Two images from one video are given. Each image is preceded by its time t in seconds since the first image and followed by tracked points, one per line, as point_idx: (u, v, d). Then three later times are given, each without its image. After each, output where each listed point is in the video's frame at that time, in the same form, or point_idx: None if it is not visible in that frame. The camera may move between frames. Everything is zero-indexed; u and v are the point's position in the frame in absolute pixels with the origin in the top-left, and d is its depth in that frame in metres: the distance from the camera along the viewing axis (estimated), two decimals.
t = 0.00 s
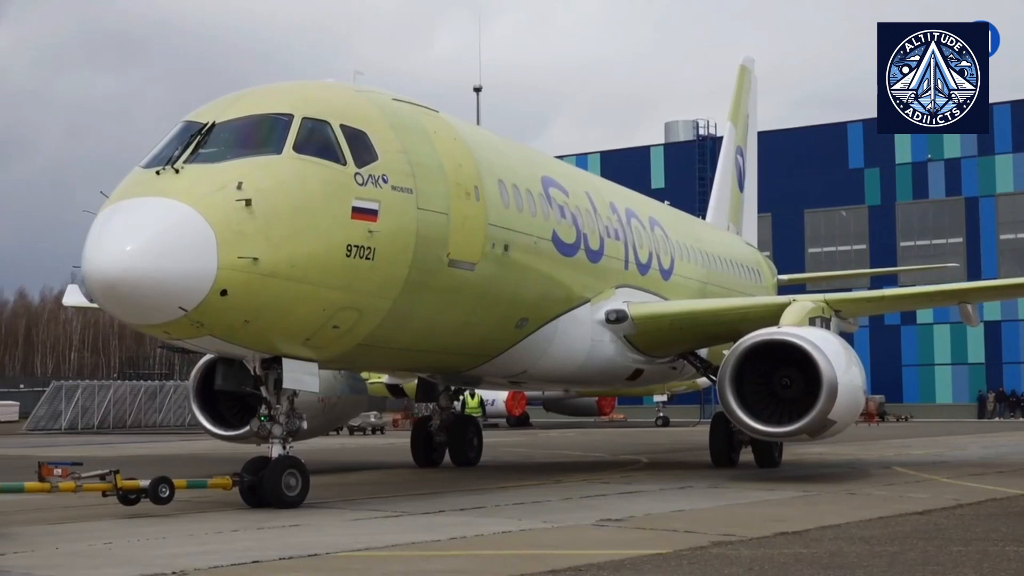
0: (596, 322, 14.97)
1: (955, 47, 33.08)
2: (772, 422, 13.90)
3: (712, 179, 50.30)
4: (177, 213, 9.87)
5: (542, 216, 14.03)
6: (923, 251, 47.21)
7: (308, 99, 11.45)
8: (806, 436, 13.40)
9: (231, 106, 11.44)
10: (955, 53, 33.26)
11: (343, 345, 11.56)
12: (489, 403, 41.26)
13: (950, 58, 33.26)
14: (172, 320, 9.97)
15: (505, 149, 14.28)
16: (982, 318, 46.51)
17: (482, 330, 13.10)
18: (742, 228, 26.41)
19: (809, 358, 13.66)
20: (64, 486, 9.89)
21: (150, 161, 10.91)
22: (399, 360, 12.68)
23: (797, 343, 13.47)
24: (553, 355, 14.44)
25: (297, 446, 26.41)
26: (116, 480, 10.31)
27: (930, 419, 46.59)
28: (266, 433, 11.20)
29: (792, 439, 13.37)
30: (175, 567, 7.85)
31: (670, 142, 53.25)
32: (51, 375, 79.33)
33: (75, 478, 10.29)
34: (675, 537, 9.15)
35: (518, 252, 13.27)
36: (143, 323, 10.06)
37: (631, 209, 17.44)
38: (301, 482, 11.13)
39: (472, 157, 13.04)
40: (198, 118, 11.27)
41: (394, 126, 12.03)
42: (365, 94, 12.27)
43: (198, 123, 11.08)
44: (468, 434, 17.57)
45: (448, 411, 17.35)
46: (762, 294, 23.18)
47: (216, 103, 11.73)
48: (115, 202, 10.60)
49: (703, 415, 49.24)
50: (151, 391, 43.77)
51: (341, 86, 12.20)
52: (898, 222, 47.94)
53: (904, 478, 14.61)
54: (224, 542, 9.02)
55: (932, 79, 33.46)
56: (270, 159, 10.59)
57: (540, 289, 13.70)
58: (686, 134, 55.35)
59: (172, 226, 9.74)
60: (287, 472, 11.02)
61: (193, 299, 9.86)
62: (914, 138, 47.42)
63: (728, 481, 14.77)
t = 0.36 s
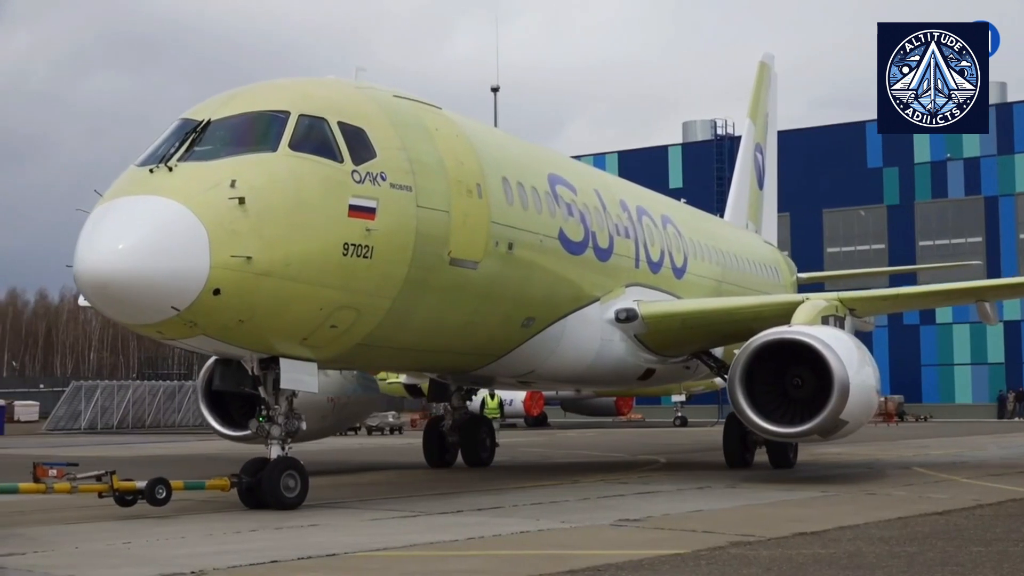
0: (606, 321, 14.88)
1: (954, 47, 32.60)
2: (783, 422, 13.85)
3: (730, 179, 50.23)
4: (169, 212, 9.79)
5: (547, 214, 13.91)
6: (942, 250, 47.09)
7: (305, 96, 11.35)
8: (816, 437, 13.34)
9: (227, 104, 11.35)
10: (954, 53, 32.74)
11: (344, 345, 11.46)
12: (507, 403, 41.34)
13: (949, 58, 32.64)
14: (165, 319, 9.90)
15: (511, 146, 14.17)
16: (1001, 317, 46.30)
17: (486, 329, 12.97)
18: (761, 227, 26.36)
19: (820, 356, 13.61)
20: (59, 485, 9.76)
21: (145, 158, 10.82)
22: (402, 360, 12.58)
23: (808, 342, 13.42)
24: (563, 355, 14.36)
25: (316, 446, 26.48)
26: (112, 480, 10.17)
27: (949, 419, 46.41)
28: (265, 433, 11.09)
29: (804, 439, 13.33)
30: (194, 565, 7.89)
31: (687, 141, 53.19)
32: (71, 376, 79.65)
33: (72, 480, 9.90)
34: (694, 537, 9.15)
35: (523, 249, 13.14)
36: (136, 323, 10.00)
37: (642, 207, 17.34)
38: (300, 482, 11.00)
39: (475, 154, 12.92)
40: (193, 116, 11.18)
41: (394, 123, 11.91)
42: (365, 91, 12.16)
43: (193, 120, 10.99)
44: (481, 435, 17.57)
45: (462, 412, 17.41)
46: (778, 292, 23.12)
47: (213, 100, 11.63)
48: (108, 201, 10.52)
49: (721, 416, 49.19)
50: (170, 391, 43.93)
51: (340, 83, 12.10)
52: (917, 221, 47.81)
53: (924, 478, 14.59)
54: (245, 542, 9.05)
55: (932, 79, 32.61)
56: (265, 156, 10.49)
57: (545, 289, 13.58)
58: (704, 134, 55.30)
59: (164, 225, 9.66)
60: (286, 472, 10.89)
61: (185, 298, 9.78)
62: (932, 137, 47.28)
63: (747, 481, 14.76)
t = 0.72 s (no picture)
0: (621, 321, 14.80)
1: (954, 47, 31.85)
2: (799, 422, 13.84)
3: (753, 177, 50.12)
4: (163, 208, 9.61)
5: (557, 211, 13.72)
6: (966, 249, 46.88)
7: (307, 91, 11.15)
8: (831, 437, 13.30)
9: (229, 100, 11.17)
10: (955, 53, 31.99)
11: (346, 344, 11.22)
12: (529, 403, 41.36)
13: (950, 58, 32.01)
14: (161, 317, 9.72)
15: (521, 142, 14.03)
16: None
17: (495, 327, 12.73)
18: (784, 225, 26.26)
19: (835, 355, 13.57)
20: (57, 487, 9.72)
21: (144, 155, 10.66)
22: (410, 360, 12.37)
23: (823, 341, 13.38)
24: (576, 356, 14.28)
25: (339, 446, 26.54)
26: (111, 482, 10.14)
27: (974, 419, 46.13)
28: (266, 433, 10.94)
29: (820, 440, 13.29)
30: (216, 565, 7.91)
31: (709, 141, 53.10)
32: (95, 376, 80.11)
33: (69, 480, 9.94)
34: (716, 537, 9.14)
35: (532, 246, 12.90)
36: (133, 322, 9.82)
37: (658, 205, 17.27)
38: (302, 482, 10.87)
39: (483, 149, 12.67)
40: (194, 112, 11.01)
41: (397, 118, 11.66)
42: (369, 86, 11.93)
43: (192, 117, 10.82)
44: (496, 435, 17.56)
45: (478, 413, 17.43)
46: (800, 291, 23.05)
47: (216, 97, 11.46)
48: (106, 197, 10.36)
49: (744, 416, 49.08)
50: (194, 392, 44.10)
51: (344, 79, 11.89)
52: (941, 220, 47.58)
53: (948, 478, 14.54)
54: (267, 542, 9.07)
55: (932, 79, 31.96)
56: (263, 152, 10.28)
57: (553, 287, 13.35)
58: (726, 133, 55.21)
59: (158, 222, 9.48)
60: (288, 472, 10.76)
61: (180, 296, 9.60)
62: (956, 137, 47.06)
63: (770, 481, 14.73)
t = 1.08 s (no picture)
0: (635, 319, 14.78)
1: (954, 46, 32.06)
2: (814, 422, 13.81)
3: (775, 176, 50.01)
4: (158, 206, 9.23)
5: (567, 210, 13.48)
6: (990, 248, 46.69)
7: (307, 87, 10.77)
8: (846, 438, 13.25)
9: (229, 96, 10.78)
10: (955, 53, 32.19)
11: (347, 344, 10.80)
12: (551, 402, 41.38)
13: (950, 57, 32.16)
14: (156, 317, 9.32)
15: (532, 139, 13.80)
16: None
17: (501, 327, 12.37)
18: (806, 223, 26.18)
19: (850, 354, 13.52)
20: (54, 489, 9.63)
21: (139, 154, 10.28)
22: (413, 361, 12.03)
23: (837, 340, 13.32)
24: (591, 355, 14.19)
25: (359, 447, 26.58)
26: (109, 483, 10.05)
27: (997, 419, 45.91)
28: (267, 434, 10.59)
29: (834, 440, 13.25)
30: (238, 564, 7.92)
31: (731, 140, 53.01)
32: (119, 376, 80.65)
33: (66, 481, 9.90)
34: (738, 537, 9.13)
35: (541, 244, 12.60)
36: (125, 322, 9.43)
37: (671, 202, 17.20)
38: (303, 481, 10.53)
39: (489, 147, 12.31)
40: (191, 109, 10.63)
41: (400, 113, 11.28)
42: (371, 82, 11.53)
43: (189, 113, 10.44)
44: (511, 434, 17.59)
45: (492, 411, 17.50)
46: (820, 288, 23.02)
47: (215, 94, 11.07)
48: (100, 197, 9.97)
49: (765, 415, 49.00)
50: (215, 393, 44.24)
51: (346, 75, 11.49)
52: (964, 218, 47.38)
53: (972, 478, 14.48)
54: (291, 541, 9.11)
55: (932, 79, 32.34)
56: (261, 149, 9.91)
57: (559, 285, 13.03)
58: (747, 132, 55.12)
59: (151, 221, 9.09)
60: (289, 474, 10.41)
61: (176, 295, 9.21)
62: (980, 136, 46.79)
63: (791, 482, 14.71)
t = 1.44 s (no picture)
0: (648, 318, 14.79)
1: (954, 46, 32.00)
2: (828, 422, 13.81)
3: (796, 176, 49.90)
4: (152, 203, 9.06)
5: (575, 209, 13.36)
6: (1014, 248, 46.49)
7: (310, 82, 10.56)
8: (861, 438, 13.22)
9: (231, 92, 10.58)
10: (955, 53, 32.13)
11: (348, 344, 10.57)
12: (574, 402, 41.37)
13: (950, 58, 32.13)
14: (152, 315, 9.16)
15: (542, 138, 13.68)
16: None
17: (506, 322, 12.18)
18: (829, 221, 26.15)
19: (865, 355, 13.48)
20: (51, 489, 9.45)
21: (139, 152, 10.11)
22: (419, 361, 11.86)
23: (852, 340, 13.28)
24: (603, 352, 14.19)
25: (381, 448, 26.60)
26: (107, 484, 9.84)
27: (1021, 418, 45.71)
28: (269, 434, 10.42)
29: (848, 440, 13.24)
30: (260, 564, 7.93)
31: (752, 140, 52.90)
32: (141, 376, 80.95)
33: (63, 481, 9.72)
34: (760, 537, 9.12)
35: (547, 242, 12.45)
36: (122, 320, 9.28)
37: (686, 200, 17.16)
38: (305, 482, 10.35)
39: (496, 144, 12.10)
40: (192, 105, 10.44)
41: (403, 109, 11.06)
42: (374, 77, 11.29)
43: (188, 110, 10.24)
44: (527, 434, 17.60)
45: (507, 411, 17.50)
46: (840, 287, 22.99)
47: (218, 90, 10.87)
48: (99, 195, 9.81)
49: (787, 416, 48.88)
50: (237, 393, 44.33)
51: (350, 70, 11.27)
52: (987, 218, 47.21)
53: (996, 479, 14.42)
54: (316, 539, 9.14)
55: (932, 79, 32.43)
56: (258, 146, 9.70)
57: (563, 282, 12.88)
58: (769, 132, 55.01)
59: (146, 219, 8.93)
60: (289, 475, 10.23)
61: (171, 293, 9.04)
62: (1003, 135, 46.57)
63: (813, 483, 14.67)
